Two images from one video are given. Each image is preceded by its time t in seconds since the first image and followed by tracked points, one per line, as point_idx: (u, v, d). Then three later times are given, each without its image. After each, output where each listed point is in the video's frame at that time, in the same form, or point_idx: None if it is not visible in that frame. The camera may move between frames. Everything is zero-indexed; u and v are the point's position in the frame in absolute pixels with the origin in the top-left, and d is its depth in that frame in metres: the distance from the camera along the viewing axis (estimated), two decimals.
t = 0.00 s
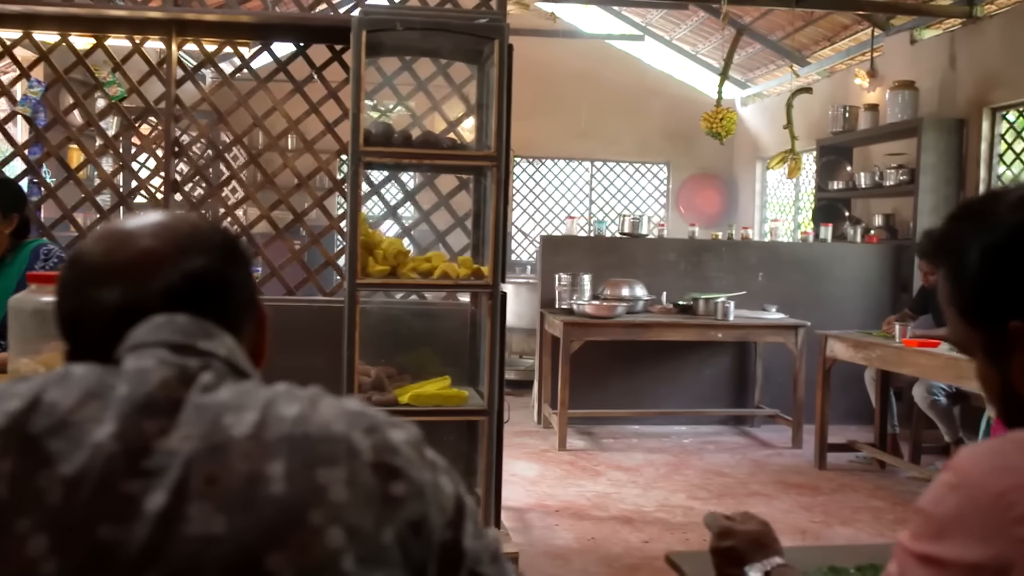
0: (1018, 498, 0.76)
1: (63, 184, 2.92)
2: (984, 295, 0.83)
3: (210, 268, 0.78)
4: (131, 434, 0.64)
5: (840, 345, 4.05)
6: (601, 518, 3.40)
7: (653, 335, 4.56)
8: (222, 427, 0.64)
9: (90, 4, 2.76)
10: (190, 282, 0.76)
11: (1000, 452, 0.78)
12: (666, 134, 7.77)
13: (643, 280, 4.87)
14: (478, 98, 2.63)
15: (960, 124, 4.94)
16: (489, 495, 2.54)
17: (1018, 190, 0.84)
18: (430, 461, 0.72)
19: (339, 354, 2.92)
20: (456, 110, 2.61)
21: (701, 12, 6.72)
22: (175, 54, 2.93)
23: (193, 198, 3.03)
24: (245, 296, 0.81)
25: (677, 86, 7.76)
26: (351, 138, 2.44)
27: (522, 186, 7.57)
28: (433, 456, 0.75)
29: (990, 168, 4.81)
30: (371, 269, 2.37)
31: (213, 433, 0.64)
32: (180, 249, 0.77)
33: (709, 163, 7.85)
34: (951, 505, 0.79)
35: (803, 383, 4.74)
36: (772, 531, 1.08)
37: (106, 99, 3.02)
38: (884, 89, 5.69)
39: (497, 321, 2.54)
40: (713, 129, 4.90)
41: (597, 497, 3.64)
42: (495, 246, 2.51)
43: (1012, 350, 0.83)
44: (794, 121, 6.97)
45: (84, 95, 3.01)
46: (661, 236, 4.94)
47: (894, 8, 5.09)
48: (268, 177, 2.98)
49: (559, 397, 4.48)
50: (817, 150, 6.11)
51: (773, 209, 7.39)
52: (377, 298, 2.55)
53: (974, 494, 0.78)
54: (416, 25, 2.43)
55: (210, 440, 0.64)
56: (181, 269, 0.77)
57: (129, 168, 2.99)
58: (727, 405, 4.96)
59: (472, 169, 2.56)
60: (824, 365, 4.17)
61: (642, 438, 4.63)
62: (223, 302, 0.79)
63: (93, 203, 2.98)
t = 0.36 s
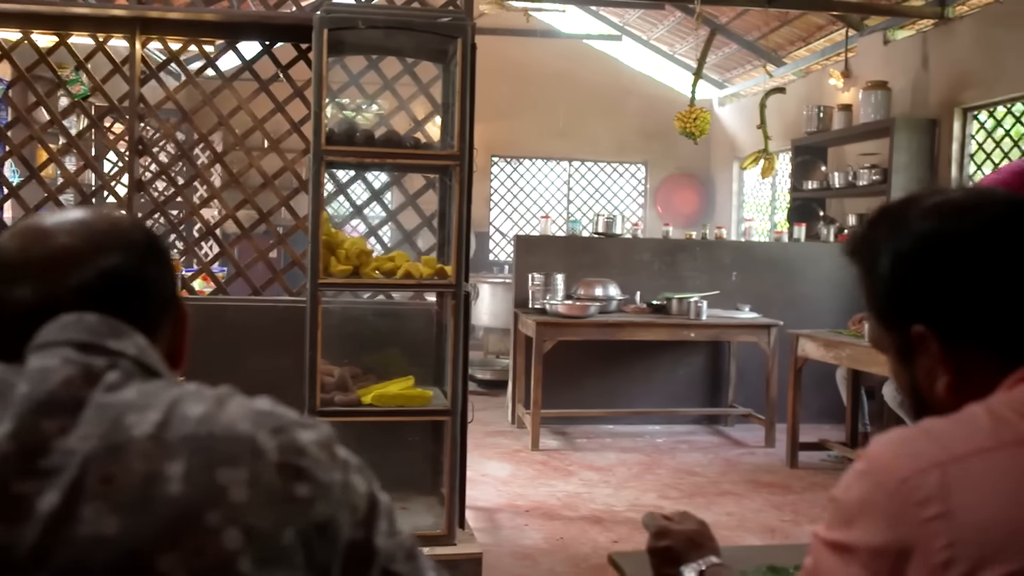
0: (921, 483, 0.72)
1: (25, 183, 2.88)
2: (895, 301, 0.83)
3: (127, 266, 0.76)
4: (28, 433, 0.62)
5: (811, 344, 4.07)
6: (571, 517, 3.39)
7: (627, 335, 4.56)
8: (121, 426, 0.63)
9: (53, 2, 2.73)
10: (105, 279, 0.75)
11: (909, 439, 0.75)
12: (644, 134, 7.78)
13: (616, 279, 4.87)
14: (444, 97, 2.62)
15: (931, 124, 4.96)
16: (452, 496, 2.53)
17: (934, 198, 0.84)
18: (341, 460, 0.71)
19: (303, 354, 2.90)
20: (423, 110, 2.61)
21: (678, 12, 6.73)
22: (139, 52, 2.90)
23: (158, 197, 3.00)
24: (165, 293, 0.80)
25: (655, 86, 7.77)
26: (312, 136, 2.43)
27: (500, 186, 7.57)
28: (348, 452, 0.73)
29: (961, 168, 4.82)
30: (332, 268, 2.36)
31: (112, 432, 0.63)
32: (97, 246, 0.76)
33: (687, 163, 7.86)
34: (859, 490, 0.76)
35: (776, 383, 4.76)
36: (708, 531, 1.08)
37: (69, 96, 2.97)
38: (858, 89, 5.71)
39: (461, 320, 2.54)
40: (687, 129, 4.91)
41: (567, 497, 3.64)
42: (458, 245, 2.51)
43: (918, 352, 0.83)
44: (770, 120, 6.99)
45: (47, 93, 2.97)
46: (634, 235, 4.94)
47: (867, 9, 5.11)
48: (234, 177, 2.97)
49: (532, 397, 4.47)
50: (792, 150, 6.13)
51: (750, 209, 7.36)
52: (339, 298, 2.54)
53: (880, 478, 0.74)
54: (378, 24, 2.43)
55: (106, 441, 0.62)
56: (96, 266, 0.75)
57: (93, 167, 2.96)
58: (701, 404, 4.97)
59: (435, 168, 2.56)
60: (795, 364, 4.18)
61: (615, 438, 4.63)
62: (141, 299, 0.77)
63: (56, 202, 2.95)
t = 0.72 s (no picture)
0: (827, 469, 0.71)
1: None
2: (812, 298, 0.83)
3: (39, 267, 0.75)
4: None
5: (779, 343, 4.08)
6: (538, 518, 3.39)
7: (598, 334, 4.56)
8: (16, 428, 0.62)
9: None
10: (15, 279, 0.74)
11: (821, 428, 0.74)
12: (619, 135, 7.80)
13: (588, 279, 4.87)
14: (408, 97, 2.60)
15: (901, 125, 4.99)
16: (413, 499, 2.52)
17: (861, 204, 0.84)
18: (250, 462, 0.70)
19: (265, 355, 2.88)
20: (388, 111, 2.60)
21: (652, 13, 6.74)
22: (100, 51, 2.87)
23: (119, 197, 2.97)
24: (80, 293, 0.79)
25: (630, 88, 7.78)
26: (272, 135, 2.41)
27: (475, 187, 7.61)
28: (257, 453, 0.73)
29: (929, 169, 4.85)
30: (291, 268, 2.34)
31: (7, 434, 0.62)
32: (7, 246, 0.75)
33: (662, 163, 7.87)
34: (771, 479, 0.74)
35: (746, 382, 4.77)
36: (644, 531, 1.08)
37: (29, 95, 2.94)
38: (829, 90, 5.73)
39: (422, 321, 2.52)
40: (658, 129, 4.91)
41: (536, 498, 3.64)
42: (419, 246, 2.50)
43: (827, 350, 0.84)
44: (743, 120, 7.01)
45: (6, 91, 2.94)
46: (606, 235, 4.93)
47: (836, 10, 5.14)
48: (196, 176, 2.94)
49: (502, 397, 4.47)
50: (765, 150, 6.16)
51: (724, 209, 7.36)
52: (299, 297, 2.52)
53: (790, 467, 0.73)
54: (338, 23, 2.41)
55: None
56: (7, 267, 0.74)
57: (52, 166, 2.93)
58: (672, 404, 4.98)
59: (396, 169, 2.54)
60: (764, 364, 4.19)
61: (586, 438, 4.63)
62: (55, 299, 0.76)
63: (15, 201, 2.92)
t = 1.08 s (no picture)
0: (729, 470, 0.71)
1: None
2: (733, 289, 0.83)
3: None
4: None
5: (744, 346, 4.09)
6: (500, 521, 3.38)
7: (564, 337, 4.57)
8: None
9: None
10: None
11: (726, 430, 0.74)
12: (590, 137, 7.81)
13: (555, 282, 4.87)
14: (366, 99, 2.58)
15: (866, 128, 5.03)
16: (369, 502, 2.52)
17: (795, 195, 0.81)
18: (148, 469, 0.69)
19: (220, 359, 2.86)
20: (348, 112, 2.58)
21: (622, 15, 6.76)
22: (54, 51, 2.84)
23: (75, 198, 2.93)
24: None
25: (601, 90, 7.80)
26: (225, 136, 2.39)
27: (446, 189, 7.61)
28: (162, 461, 0.71)
29: (894, 170, 4.90)
30: (245, 270, 2.32)
31: None
32: None
33: (633, 166, 7.89)
34: (677, 480, 0.74)
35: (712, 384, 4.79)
36: (575, 535, 1.08)
37: None
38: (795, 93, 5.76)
39: (378, 325, 2.51)
40: (625, 131, 4.92)
41: (500, 501, 3.63)
42: (375, 248, 2.49)
43: (746, 342, 0.84)
44: (713, 123, 7.04)
45: None
46: (573, 237, 4.94)
47: (802, 14, 5.17)
48: (154, 178, 2.91)
49: (468, 400, 4.46)
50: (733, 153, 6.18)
51: (694, 211, 7.38)
52: (253, 299, 2.50)
53: (694, 467, 0.73)
54: (293, 23, 2.40)
55: None
56: None
57: (6, 167, 2.89)
58: (639, 406, 4.98)
59: (352, 171, 2.53)
60: (729, 366, 4.20)
61: (553, 440, 4.63)
62: None
63: None
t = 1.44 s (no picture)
0: (624, 481, 0.69)
1: None
2: (647, 289, 0.80)
3: None
4: None
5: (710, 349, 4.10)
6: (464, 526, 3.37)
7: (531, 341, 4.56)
8: None
9: None
10: None
11: (626, 440, 0.72)
12: (562, 141, 7.82)
13: (523, 286, 4.86)
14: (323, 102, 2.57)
15: (832, 132, 5.05)
16: (326, 507, 2.50)
17: (707, 191, 0.80)
18: (40, 474, 0.65)
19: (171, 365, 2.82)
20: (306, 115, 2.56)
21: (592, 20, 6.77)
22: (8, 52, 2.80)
23: (30, 202, 2.89)
24: None
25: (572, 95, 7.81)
26: (178, 139, 2.37)
27: (417, 193, 7.60)
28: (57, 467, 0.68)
29: (860, 174, 4.92)
30: (199, 274, 2.30)
31: None
32: None
33: (604, 170, 7.91)
34: (577, 491, 0.73)
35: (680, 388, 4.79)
36: (502, 540, 1.09)
37: None
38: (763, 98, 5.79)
39: (334, 329, 2.49)
40: (592, 135, 4.92)
41: (464, 506, 3.61)
42: (331, 252, 2.47)
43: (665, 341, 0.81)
44: (683, 127, 7.05)
45: None
46: (541, 241, 4.93)
47: (768, 18, 5.19)
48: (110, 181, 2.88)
49: (435, 405, 4.43)
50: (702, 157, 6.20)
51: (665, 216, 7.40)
52: (209, 303, 2.47)
53: (593, 478, 0.72)
54: (247, 25, 2.37)
55: None
56: None
57: None
58: (608, 409, 4.98)
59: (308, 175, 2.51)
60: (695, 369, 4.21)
61: (521, 445, 4.62)
62: None
63: None
